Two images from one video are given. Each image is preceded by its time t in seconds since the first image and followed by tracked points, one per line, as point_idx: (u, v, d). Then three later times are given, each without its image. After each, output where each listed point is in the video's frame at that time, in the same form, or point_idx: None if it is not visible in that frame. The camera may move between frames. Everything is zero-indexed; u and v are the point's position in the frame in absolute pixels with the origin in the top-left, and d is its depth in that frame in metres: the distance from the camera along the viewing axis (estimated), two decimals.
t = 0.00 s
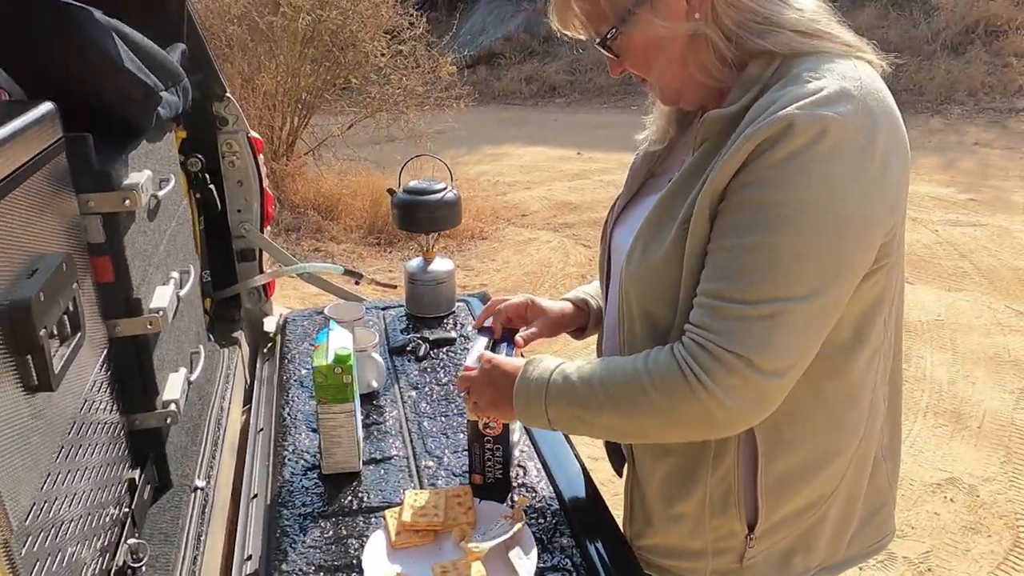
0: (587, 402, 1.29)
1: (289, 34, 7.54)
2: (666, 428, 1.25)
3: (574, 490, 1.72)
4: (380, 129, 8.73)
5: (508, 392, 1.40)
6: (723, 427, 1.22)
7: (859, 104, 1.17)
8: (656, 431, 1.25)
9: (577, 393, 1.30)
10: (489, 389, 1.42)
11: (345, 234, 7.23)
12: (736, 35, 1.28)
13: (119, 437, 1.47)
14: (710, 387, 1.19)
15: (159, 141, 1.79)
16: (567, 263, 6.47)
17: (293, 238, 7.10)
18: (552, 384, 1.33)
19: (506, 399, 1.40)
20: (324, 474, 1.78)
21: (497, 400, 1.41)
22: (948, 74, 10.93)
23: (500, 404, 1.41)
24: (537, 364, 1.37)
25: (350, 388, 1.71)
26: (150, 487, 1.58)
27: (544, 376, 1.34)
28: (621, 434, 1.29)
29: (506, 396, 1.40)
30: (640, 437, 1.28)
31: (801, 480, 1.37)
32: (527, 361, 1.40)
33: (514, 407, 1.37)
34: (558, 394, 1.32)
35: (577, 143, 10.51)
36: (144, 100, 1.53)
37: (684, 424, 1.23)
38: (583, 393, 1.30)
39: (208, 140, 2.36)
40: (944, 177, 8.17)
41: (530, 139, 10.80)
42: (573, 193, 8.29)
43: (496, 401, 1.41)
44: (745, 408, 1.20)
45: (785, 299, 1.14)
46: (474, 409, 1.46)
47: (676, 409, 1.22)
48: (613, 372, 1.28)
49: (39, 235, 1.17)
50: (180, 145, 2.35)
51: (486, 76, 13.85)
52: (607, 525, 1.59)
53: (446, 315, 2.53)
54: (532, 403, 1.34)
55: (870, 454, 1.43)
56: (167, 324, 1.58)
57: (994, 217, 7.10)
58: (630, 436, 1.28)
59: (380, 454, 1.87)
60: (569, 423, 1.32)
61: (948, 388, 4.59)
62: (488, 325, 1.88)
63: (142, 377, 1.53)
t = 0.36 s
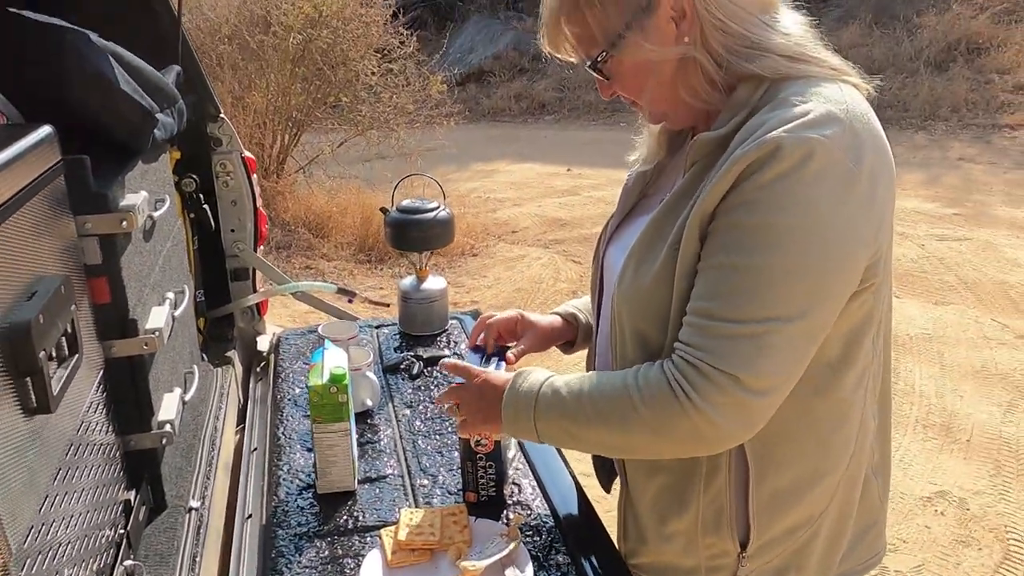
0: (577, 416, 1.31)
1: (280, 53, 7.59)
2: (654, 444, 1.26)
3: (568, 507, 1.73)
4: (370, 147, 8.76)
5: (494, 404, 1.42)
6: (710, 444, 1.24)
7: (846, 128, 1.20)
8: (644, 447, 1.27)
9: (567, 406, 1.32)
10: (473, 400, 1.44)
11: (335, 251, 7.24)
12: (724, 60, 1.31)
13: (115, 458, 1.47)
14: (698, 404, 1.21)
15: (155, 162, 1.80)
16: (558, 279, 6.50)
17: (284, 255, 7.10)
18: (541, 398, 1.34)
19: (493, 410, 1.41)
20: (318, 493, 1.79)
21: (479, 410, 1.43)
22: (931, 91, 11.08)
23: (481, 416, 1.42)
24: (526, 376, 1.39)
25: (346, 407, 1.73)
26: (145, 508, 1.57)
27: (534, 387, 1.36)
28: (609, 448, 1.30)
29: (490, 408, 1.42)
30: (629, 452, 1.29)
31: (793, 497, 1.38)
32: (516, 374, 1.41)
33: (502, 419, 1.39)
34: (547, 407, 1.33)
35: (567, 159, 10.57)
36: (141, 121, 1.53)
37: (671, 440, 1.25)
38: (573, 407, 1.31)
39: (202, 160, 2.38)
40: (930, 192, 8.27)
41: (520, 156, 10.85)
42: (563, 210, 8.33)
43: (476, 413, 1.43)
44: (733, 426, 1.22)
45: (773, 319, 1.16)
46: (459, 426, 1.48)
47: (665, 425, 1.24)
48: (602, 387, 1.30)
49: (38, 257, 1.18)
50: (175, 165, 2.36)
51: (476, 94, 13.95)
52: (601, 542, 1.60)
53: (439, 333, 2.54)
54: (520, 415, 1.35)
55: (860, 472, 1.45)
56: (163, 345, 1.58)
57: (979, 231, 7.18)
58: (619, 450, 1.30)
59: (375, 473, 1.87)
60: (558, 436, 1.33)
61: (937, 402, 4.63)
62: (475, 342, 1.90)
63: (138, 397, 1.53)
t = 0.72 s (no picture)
0: (568, 429, 1.32)
1: (272, 71, 7.62)
2: (644, 458, 1.27)
3: (564, 522, 1.73)
4: (362, 164, 8.77)
5: (487, 419, 1.44)
6: (700, 458, 1.25)
7: (838, 146, 1.23)
8: (634, 460, 1.28)
9: (559, 419, 1.33)
10: (466, 417, 1.46)
11: (327, 268, 7.25)
12: (717, 81, 1.33)
13: (109, 478, 1.47)
14: (688, 418, 1.22)
15: (150, 182, 1.80)
16: (550, 294, 6.52)
17: (276, 272, 7.10)
18: (534, 410, 1.35)
19: (485, 425, 1.43)
20: (314, 512, 1.78)
21: (472, 427, 1.45)
22: (917, 106, 11.22)
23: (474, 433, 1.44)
24: (519, 389, 1.40)
25: (342, 425, 1.73)
26: (140, 528, 1.56)
27: (528, 399, 1.37)
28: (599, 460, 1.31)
29: (483, 424, 1.44)
30: (619, 465, 1.30)
31: (789, 513, 1.39)
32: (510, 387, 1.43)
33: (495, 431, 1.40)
34: (539, 420, 1.34)
35: (557, 175, 10.62)
36: (137, 141, 1.54)
37: (661, 453, 1.26)
38: (564, 421, 1.32)
39: (196, 179, 2.39)
40: (917, 206, 8.35)
41: (510, 172, 10.90)
42: (554, 225, 8.36)
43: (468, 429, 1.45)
44: (722, 440, 1.23)
45: (764, 333, 1.17)
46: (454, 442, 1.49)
47: (655, 439, 1.25)
48: (594, 399, 1.31)
49: (36, 277, 1.19)
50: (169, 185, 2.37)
51: (466, 111, 14.04)
52: (597, 558, 1.61)
53: (433, 349, 2.54)
54: (513, 427, 1.36)
55: (856, 488, 1.46)
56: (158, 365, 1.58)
57: (967, 244, 7.25)
58: (609, 463, 1.30)
59: (371, 490, 1.87)
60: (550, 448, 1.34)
61: (927, 414, 4.66)
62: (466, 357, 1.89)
63: (133, 417, 1.53)
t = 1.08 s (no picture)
0: (560, 435, 1.32)
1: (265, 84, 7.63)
2: (634, 465, 1.27)
3: (559, 536, 1.72)
4: (356, 176, 8.77)
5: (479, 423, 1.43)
6: (692, 467, 1.25)
7: (831, 157, 1.23)
8: (625, 469, 1.28)
9: (551, 425, 1.33)
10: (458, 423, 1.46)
11: (321, 281, 7.23)
12: (710, 90, 1.34)
13: (100, 493, 1.46)
14: (680, 426, 1.22)
15: (142, 196, 1.80)
16: (544, 306, 6.52)
17: (269, 285, 7.09)
18: (526, 419, 1.35)
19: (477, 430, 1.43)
20: (307, 526, 1.77)
21: (464, 432, 1.45)
22: (907, 117, 11.31)
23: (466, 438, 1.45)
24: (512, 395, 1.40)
25: (335, 438, 1.74)
26: (131, 544, 1.55)
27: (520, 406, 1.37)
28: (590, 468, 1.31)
29: (475, 429, 1.44)
30: (610, 472, 1.30)
31: (789, 525, 1.38)
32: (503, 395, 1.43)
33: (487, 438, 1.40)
34: (531, 427, 1.34)
35: (551, 187, 10.65)
36: (127, 154, 1.54)
37: (652, 462, 1.26)
38: (556, 428, 1.33)
39: (188, 193, 2.39)
40: (908, 216, 8.40)
41: (504, 184, 10.93)
42: (548, 237, 8.37)
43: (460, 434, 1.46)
44: (712, 450, 1.23)
45: (757, 343, 1.18)
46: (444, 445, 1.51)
47: (644, 447, 1.25)
48: (586, 406, 1.32)
49: (26, 291, 1.18)
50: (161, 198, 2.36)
51: (459, 124, 14.10)
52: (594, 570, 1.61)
53: (426, 362, 2.53)
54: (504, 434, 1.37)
55: (857, 500, 1.46)
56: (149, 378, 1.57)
57: (958, 254, 7.30)
58: (600, 470, 1.30)
59: (364, 505, 1.86)
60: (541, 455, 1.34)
61: (921, 424, 4.67)
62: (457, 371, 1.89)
63: (124, 432, 1.52)
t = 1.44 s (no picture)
0: (550, 447, 1.31)
1: (259, 95, 7.63)
2: (625, 477, 1.27)
3: (556, 547, 1.71)
4: (350, 187, 8.78)
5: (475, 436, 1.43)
6: (681, 481, 1.24)
7: (825, 168, 1.24)
8: (616, 481, 1.28)
9: (542, 437, 1.32)
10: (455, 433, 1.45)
11: (315, 291, 7.21)
12: (703, 101, 1.34)
13: (91, 507, 1.45)
14: (670, 440, 1.22)
15: (135, 207, 1.79)
16: (539, 316, 6.52)
17: (263, 296, 7.07)
18: (517, 429, 1.35)
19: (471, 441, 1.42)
20: (301, 538, 1.76)
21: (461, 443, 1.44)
22: (899, 126, 11.38)
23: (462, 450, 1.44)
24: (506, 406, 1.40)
25: (328, 449, 1.72)
26: (123, 557, 1.54)
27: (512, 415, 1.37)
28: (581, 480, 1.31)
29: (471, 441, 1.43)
30: (600, 484, 1.30)
31: (788, 539, 1.38)
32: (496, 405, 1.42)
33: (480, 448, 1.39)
34: (523, 438, 1.34)
35: (545, 196, 10.66)
36: (120, 164, 1.54)
37: (642, 474, 1.25)
38: (547, 440, 1.32)
39: (182, 203, 2.39)
40: (901, 224, 8.44)
41: (498, 194, 10.95)
42: (543, 246, 8.38)
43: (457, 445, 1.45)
44: (703, 463, 1.22)
45: (748, 355, 1.18)
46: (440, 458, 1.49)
47: (635, 459, 1.25)
48: (578, 418, 1.31)
49: (17, 303, 1.17)
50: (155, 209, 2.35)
51: (453, 134, 14.13)
52: None
53: (421, 372, 2.53)
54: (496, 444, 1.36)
55: (859, 515, 1.45)
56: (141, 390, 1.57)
57: (951, 262, 7.32)
58: (591, 482, 1.30)
59: (358, 516, 1.85)
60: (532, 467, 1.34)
61: (916, 431, 4.68)
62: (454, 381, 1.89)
63: (117, 444, 1.51)
